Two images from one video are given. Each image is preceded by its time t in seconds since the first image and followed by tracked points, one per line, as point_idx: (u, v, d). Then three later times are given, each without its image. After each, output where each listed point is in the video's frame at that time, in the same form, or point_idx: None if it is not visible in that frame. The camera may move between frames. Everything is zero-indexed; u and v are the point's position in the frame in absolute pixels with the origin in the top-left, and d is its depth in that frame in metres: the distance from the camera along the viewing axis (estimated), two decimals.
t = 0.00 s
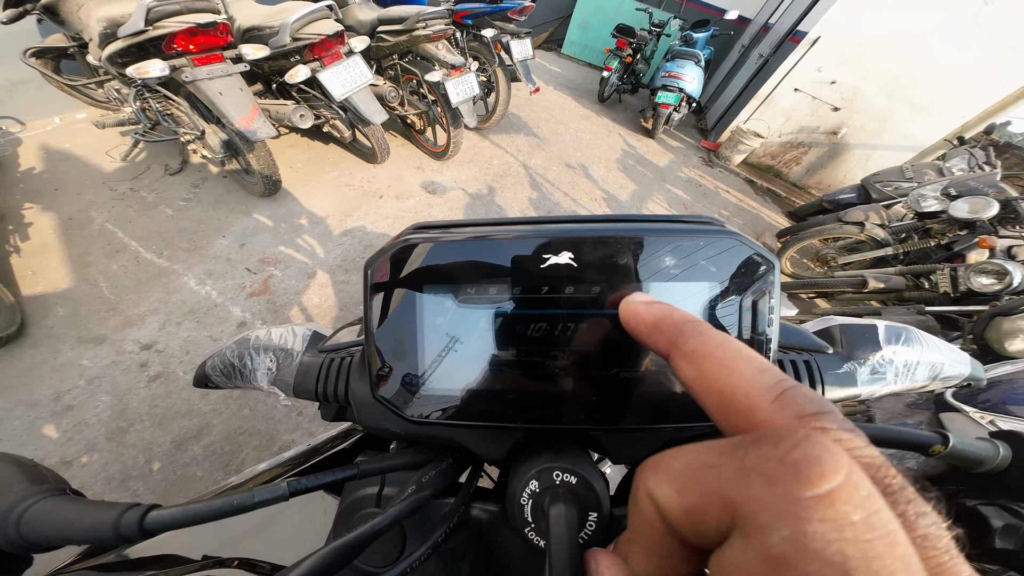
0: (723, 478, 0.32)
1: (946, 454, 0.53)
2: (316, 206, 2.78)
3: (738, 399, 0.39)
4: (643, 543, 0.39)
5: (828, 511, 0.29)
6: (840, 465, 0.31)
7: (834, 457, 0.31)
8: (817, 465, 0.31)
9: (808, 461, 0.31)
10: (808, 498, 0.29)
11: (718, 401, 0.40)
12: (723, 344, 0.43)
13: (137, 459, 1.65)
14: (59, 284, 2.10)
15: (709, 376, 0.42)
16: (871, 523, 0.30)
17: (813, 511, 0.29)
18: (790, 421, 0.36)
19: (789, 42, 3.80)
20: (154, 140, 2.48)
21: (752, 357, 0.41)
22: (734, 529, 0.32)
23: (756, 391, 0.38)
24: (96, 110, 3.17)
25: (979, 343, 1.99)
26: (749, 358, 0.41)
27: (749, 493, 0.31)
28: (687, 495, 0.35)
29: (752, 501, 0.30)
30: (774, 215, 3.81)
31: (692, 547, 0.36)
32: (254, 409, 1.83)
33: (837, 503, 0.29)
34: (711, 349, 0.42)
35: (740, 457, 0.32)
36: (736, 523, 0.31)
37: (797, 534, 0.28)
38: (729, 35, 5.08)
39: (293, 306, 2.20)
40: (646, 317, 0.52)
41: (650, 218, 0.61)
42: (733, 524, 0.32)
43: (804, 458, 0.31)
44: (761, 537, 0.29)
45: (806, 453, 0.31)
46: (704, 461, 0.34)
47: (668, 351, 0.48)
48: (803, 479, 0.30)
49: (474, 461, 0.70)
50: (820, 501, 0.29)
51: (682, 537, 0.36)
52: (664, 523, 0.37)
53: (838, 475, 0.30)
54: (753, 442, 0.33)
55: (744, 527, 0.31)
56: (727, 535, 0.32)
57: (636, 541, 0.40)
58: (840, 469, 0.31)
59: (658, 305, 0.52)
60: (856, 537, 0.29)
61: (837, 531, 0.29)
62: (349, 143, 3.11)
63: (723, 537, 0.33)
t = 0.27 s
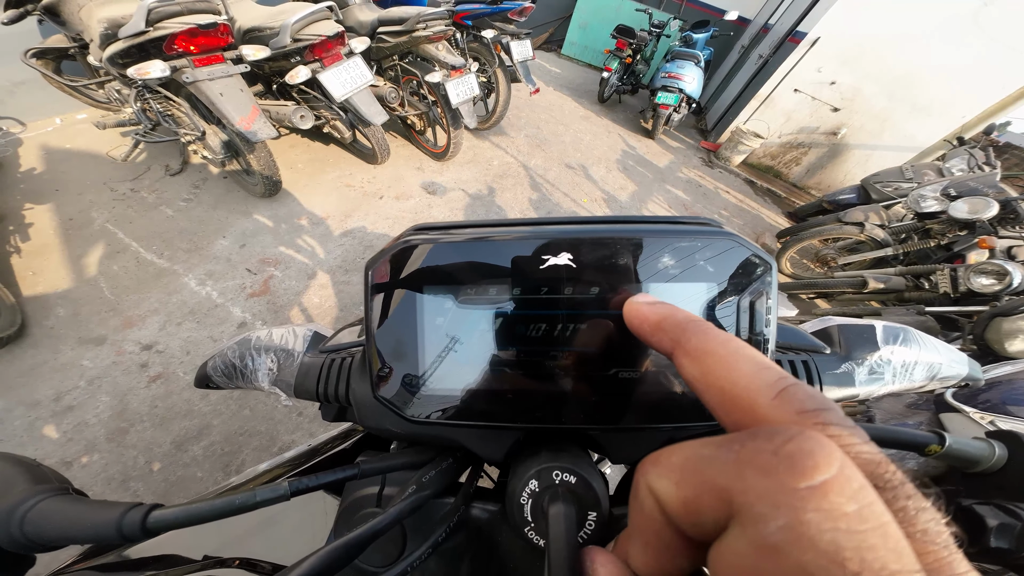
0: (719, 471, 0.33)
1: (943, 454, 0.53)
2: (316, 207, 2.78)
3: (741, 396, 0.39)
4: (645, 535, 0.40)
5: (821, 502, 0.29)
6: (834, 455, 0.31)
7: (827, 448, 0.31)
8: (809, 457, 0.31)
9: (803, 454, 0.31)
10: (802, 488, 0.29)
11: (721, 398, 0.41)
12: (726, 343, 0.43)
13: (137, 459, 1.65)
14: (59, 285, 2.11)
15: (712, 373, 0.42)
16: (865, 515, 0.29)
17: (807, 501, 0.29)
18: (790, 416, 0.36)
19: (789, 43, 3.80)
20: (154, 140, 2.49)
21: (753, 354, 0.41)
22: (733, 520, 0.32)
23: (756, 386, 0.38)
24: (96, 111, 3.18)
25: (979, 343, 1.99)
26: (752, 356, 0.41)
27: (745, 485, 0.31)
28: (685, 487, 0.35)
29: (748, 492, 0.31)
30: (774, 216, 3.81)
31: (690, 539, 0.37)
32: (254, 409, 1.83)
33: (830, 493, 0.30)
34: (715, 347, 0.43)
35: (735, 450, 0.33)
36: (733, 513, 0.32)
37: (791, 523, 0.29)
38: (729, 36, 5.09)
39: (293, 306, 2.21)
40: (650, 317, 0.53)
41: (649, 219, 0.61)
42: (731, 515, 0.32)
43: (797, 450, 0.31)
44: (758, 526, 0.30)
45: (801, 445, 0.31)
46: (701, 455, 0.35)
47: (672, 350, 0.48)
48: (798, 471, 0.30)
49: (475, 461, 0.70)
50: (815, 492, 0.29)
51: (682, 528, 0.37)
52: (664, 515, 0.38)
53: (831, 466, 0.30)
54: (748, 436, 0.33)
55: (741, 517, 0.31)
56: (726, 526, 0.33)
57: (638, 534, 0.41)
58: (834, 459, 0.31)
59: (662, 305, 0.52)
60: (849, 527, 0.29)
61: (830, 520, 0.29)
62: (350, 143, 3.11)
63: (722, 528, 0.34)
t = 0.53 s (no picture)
0: (729, 475, 0.32)
1: (949, 455, 0.53)
2: (316, 207, 2.78)
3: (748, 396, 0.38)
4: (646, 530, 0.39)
5: (839, 509, 0.28)
6: (848, 461, 0.30)
7: (842, 453, 0.30)
8: (826, 462, 0.29)
9: (817, 458, 0.30)
10: (819, 495, 0.28)
11: (727, 398, 0.40)
12: (730, 341, 0.43)
13: (137, 460, 1.65)
14: (60, 285, 2.10)
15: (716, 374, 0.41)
16: (880, 521, 0.29)
17: (823, 509, 0.28)
18: (800, 417, 0.35)
19: (789, 43, 3.80)
20: (154, 140, 2.49)
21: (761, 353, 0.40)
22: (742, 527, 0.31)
23: (767, 383, 0.37)
24: (96, 111, 3.18)
25: (980, 343, 1.99)
26: (758, 354, 0.40)
27: (758, 489, 0.30)
28: (691, 490, 0.35)
29: (760, 499, 0.30)
30: (774, 216, 3.81)
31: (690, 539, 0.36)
32: (253, 410, 1.83)
33: (847, 501, 0.28)
34: (720, 347, 0.42)
35: (746, 453, 0.32)
36: (744, 518, 0.31)
37: (804, 532, 0.28)
38: (729, 36, 5.09)
39: (293, 306, 2.20)
40: (654, 316, 0.52)
41: (651, 218, 0.61)
42: (740, 520, 0.31)
43: (811, 455, 0.30)
44: (770, 532, 0.29)
45: (814, 449, 0.30)
46: (707, 457, 0.34)
47: (676, 349, 0.48)
48: (814, 477, 0.29)
49: (475, 462, 0.69)
50: (831, 499, 0.28)
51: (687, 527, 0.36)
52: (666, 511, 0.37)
53: (848, 471, 0.29)
54: (759, 438, 0.32)
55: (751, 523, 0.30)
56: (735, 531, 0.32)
57: (639, 535, 0.40)
58: (850, 465, 0.29)
59: (664, 305, 0.52)
60: (866, 534, 0.28)
61: (846, 527, 0.28)
62: (350, 144, 3.11)
63: (729, 532, 0.33)
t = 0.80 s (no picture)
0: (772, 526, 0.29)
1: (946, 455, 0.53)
2: (316, 207, 2.78)
3: (798, 407, 0.38)
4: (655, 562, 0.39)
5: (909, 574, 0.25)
6: (924, 516, 0.26)
7: (916, 502, 0.26)
8: (898, 520, 0.26)
9: (886, 513, 0.26)
10: (880, 564, 0.25)
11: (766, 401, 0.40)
12: (767, 338, 0.42)
13: (137, 460, 1.65)
14: (60, 286, 2.10)
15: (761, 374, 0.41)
16: None
17: None
18: (871, 445, 0.34)
19: (789, 43, 3.81)
20: (154, 141, 2.49)
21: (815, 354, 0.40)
22: None
23: (821, 402, 0.37)
24: (97, 111, 3.18)
25: (980, 343, 1.99)
26: (808, 356, 0.39)
27: (804, 546, 0.27)
28: (716, 519, 0.33)
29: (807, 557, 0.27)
30: (774, 216, 3.81)
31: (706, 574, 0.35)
32: (254, 410, 1.83)
33: (919, 563, 0.25)
34: (761, 344, 0.41)
35: (792, 503, 0.29)
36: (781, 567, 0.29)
37: None
38: (729, 36, 5.09)
39: (293, 307, 2.20)
40: (668, 300, 0.50)
41: (651, 219, 0.61)
42: (774, 570, 0.30)
43: (880, 507, 0.26)
44: None
45: (883, 500, 0.26)
46: (747, 498, 0.32)
47: (699, 339, 0.48)
48: (880, 541, 0.25)
49: (476, 462, 0.70)
50: (900, 566, 0.25)
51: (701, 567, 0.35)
52: (676, 548, 0.37)
53: (922, 530, 0.26)
54: (807, 482, 0.29)
55: None
56: None
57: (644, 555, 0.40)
58: (923, 523, 0.26)
59: (683, 286, 0.50)
60: None
61: None
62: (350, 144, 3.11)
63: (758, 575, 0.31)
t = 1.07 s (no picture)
0: (685, 504, 0.31)
1: (944, 454, 0.53)
2: (315, 207, 2.78)
3: (720, 409, 0.38)
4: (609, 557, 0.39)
5: (785, 539, 0.28)
6: (803, 486, 0.29)
7: (797, 479, 0.29)
8: (780, 491, 0.28)
9: (770, 486, 0.29)
10: (761, 528, 0.28)
11: (698, 409, 0.40)
12: (701, 348, 0.42)
13: (136, 461, 1.65)
14: (59, 286, 2.10)
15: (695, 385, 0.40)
16: (828, 550, 0.28)
17: (765, 541, 0.28)
18: (773, 434, 0.36)
19: (788, 43, 3.81)
20: (153, 141, 2.49)
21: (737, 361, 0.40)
22: (693, 553, 0.31)
23: (737, 401, 0.37)
24: (96, 112, 3.18)
25: (979, 343, 1.99)
26: (731, 361, 0.40)
27: (710, 521, 0.30)
28: (652, 512, 0.34)
29: (711, 529, 0.29)
30: (774, 216, 3.81)
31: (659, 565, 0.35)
32: (253, 410, 1.83)
33: (794, 531, 0.28)
34: (691, 353, 0.42)
35: (702, 482, 0.31)
36: (696, 547, 0.31)
37: (752, 564, 0.27)
38: (728, 36, 5.09)
39: (292, 307, 2.20)
40: (625, 320, 0.50)
41: (649, 218, 0.61)
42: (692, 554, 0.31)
43: (765, 481, 0.29)
44: (718, 564, 0.28)
45: (769, 475, 0.29)
46: (672, 481, 0.33)
47: (647, 356, 0.47)
48: (762, 510, 0.28)
49: (473, 462, 0.70)
50: (776, 531, 0.28)
51: (648, 554, 0.35)
52: (629, 536, 0.37)
53: (799, 500, 0.28)
54: (717, 464, 0.31)
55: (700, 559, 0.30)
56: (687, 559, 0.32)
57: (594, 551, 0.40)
58: (801, 493, 0.29)
59: (636, 306, 0.50)
60: (814, 562, 0.28)
61: (793, 560, 0.28)
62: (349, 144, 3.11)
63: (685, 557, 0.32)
